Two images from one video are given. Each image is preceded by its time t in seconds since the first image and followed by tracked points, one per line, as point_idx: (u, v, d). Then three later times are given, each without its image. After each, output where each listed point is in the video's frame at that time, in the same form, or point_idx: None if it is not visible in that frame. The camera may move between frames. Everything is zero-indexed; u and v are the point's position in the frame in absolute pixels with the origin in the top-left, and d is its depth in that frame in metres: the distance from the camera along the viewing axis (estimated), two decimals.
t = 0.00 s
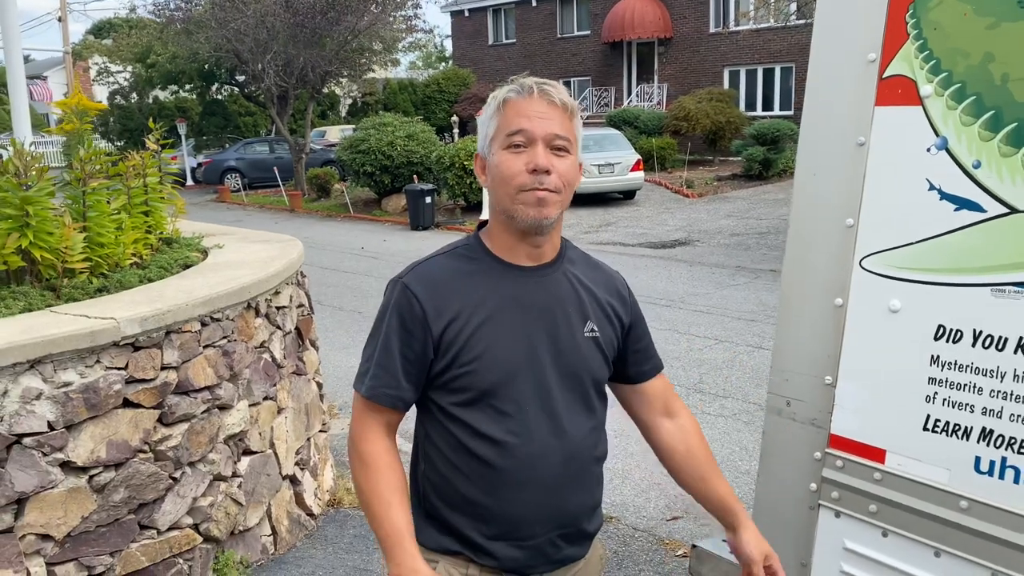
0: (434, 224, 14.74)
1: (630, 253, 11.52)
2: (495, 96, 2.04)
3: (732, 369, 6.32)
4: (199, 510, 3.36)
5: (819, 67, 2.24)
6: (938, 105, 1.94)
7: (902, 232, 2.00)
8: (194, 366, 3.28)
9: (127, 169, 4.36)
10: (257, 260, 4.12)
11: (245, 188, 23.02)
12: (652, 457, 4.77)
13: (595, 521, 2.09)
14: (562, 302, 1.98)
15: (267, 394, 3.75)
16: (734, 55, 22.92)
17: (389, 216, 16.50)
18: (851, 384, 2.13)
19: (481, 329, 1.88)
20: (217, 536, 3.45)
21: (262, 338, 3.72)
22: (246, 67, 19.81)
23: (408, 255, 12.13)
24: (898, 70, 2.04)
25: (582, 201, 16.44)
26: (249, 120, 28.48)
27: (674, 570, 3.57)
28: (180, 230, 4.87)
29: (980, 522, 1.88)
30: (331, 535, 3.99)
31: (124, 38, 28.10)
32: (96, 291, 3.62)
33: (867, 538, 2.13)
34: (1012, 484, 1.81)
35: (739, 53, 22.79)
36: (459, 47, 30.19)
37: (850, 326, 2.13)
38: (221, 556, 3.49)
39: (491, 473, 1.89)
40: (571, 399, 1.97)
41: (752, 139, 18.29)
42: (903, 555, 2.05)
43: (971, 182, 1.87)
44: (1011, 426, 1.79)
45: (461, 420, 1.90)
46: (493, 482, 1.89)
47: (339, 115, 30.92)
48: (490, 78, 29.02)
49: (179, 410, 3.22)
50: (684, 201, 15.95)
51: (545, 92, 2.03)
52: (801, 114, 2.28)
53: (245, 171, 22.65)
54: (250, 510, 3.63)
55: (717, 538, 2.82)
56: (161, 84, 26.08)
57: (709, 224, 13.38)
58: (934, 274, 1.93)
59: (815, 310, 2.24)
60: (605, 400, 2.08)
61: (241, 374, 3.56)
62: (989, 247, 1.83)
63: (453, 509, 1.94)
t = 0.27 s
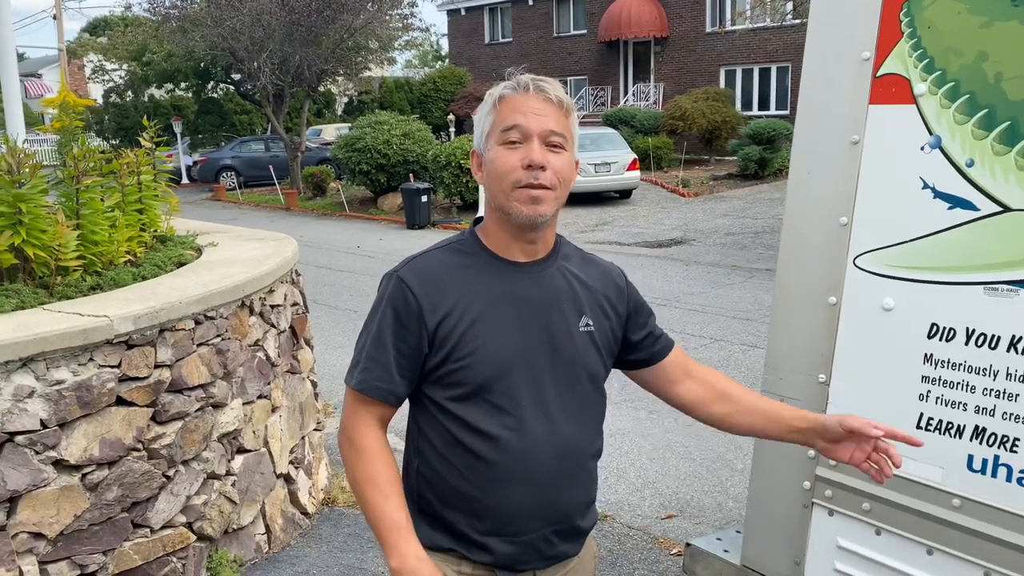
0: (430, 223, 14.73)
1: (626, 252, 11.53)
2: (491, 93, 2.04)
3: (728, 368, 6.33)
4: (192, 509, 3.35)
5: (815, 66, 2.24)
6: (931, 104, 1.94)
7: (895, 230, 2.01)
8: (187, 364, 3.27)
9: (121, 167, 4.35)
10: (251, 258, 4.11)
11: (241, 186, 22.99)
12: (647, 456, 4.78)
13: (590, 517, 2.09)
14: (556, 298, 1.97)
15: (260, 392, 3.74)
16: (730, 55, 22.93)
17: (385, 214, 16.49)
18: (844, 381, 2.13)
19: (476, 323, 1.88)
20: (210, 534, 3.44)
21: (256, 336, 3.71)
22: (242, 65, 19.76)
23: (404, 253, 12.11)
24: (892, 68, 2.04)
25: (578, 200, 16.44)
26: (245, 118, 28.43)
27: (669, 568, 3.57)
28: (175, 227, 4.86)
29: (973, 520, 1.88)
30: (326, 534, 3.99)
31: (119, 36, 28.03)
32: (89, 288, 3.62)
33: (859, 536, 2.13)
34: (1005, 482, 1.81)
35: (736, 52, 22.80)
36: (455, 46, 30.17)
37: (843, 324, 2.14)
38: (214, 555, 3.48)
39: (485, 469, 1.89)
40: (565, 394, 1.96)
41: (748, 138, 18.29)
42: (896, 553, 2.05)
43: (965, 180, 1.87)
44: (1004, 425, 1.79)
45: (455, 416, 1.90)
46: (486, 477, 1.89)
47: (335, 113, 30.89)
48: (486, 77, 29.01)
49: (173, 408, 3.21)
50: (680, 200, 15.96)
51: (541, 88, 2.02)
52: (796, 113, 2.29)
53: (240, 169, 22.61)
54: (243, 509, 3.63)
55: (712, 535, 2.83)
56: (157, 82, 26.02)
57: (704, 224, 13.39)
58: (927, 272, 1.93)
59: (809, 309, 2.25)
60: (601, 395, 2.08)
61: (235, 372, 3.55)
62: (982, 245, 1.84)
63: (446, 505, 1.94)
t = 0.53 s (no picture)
0: (423, 223, 14.72)
1: (620, 252, 11.54)
2: (497, 94, 2.04)
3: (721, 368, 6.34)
4: (185, 509, 3.34)
5: (809, 68, 2.25)
6: (924, 105, 1.94)
7: (888, 231, 2.01)
8: (180, 365, 3.26)
9: (114, 167, 4.33)
10: (245, 258, 4.10)
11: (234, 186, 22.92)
12: (641, 456, 4.78)
13: (588, 517, 2.09)
14: (557, 299, 1.97)
15: (253, 393, 3.73)
16: (724, 55, 22.98)
17: (378, 214, 16.47)
18: (838, 381, 2.14)
19: (475, 324, 1.87)
20: (203, 535, 3.43)
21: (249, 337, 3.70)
22: (235, 64, 19.71)
23: (398, 253, 12.10)
24: (885, 70, 2.04)
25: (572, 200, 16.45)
26: (238, 118, 28.35)
27: (662, 568, 3.57)
28: (167, 227, 4.84)
29: (965, 519, 1.89)
30: (319, 535, 3.98)
31: (112, 35, 27.93)
32: (82, 288, 3.60)
33: (853, 536, 2.14)
34: (997, 482, 1.82)
35: (729, 53, 22.85)
36: (449, 46, 30.15)
37: (837, 325, 2.14)
38: (207, 556, 3.47)
39: (483, 468, 1.89)
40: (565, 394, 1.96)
41: (742, 139, 18.33)
42: (889, 553, 2.06)
43: (958, 182, 1.88)
44: (996, 425, 1.79)
45: (454, 416, 1.90)
46: (484, 476, 1.89)
47: (328, 113, 30.84)
48: (480, 77, 29.00)
49: (166, 408, 3.20)
50: (674, 201, 15.98)
51: (547, 91, 2.02)
52: (790, 114, 2.30)
53: (233, 168, 22.55)
54: (236, 509, 3.62)
55: (706, 535, 2.83)
56: (150, 81, 25.93)
57: (698, 224, 13.41)
58: (920, 273, 1.93)
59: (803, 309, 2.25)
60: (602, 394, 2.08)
61: (227, 372, 3.54)
62: (975, 246, 1.84)
63: (444, 504, 1.94)
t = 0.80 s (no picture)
0: (416, 224, 14.71)
1: (613, 254, 11.56)
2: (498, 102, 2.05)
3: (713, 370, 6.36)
4: (178, 513, 3.33)
5: (800, 74, 2.26)
6: (916, 111, 1.96)
7: (880, 236, 2.02)
8: (173, 368, 3.25)
9: (106, 169, 4.31)
10: (237, 261, 4.09)
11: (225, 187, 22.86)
12: (633, 458, 4.79)
13: (585, 522, 2.10)
14: (554, 305, 1.98)
15: (247, 396, 3.72)
16: (715, 58, 23.06)
17: (371, 216, 16.45)
18: (831, 384, 2.15)
19: (472, 328, 1.88)
20: (195, 538, 3.42)
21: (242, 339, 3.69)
22: (227, 65, 19.66)
23: (390, 255, 12.09)
24: (876, 76, 2.06)
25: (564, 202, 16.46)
26: (230, 119, 28.27)
27: (656, 570, 3.59)
28: (160, 229, 4.83)
29: (957, 523, 1.90)
30: (312, 538, 3.97)
31: (103, 36, 27.82)
32: (74, 291, 3.59)
33: (845, 538, 2.15)
34: (988, 485, 1.83)
35: (720, 55, 22.93)
36: (441, 48, 30.15)
37: (829, 329, 2.15)
38: (200, 559, 3.46)
39: (480, 472, 1.89)
40: (561, 400, 1.97)
41: (733, 141, 18.39)
42: (881, 556, 2.07)
43: (949, 187, 1.89)
44: (987, 428, 1.81)
45: (450, 420, 1.91)
46: (481, 481, 1.90)
47: (320, 114, 30.80)
48: (472, 78, 29.01)
49: (159, 412, 3.19)
50: (666, 202, 16.03)
51: (549, 101, 2.02)
52: (782, 119, 2.30)
53: (225, 170, 22.48)
54: (229, 513, 3.61)
55: (698, 538, 2.84)
56: (141, 82, 25.84)
57: (690, 226, 13.45)
58: (912, 278, 1.95)
59: (794, 313, 2.26)
60: (599, 399, 2.08)
61: (220, 375, 3.53)
62: (967, 251, 1.86)
63: (440, 507, 1.94)
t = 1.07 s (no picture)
0: (407, 226, 14.70)
1: (604, 256, 11.58)
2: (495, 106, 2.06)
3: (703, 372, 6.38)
4: (168, 516, 3.33)
5: (788, 78, 2.27)
6: (903, 115, 1.97)
7: (868, 239, 2.04)
8: (163, 370, 3.25)
9: (96, 171, 4.30)
10: (228, 263, 4.08)
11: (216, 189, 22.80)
12: (624, 460, 4.80)
13: (576, 523, 2.10)
14: (546, 307, 1.99)
15: (237, 398, 3.72)
16: (706, 61, 23.14)
17: (362, 217, 16.44)
18: (820, 387, 2.16)
19: (465, 330, 1.89)
20: (186, 541, 3.41)
21: (233, 341, 3.68)
22: (218, 66, 19.62)
23: (382, 257, 12.08)
24: (864, 80, 2.08)
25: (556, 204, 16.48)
26: (221, 120, 28.19)
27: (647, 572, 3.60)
28: (150, 231, 4.82)
29: (944, 524, 1.92)
30: (303, 540, 3.97)
31: (93, 37, 27.73)
32: (64, 294, 3.58)
33: (834, 540, 2.17)
34: (975, 486, 1.85)
35: (711, 58, 23.02)
36: (433, 50, 30.15)
37: (818, 332, 2.17)
38: (190, 562, 3.45)
39: (473, 472, 1.90)
40: (553, 401, 1.98)
41: (724, 144, 18.45)
42: (870, 556, 2.08)
43: (936, 192, 1.91)
44: (974, 430, 1.83)
45: (443, 421, 1.91)
46: (474, 481, 1.90)
47: (311, 116, 30.76)
48: (464, 81, 29.03)
49: (149, 414, 3.19)
50: (657, 205, 16.07)
51: (545, 107, 2.04)
52: (771, 122, 2.32)
53: (216, 171, 22.41)
54: (220, 516, 3.60)
55: (689, 539, 2.85)
56: (131, 83, 25.75)
57: (680, 228, 13.50)
58: (900, 281, 1.96)
59: (783, 315, 2.27)
60: (590, 401, 2.09)
61: (211, 378, 3.53)
62: (954, 254, 1.88)
63: (432, 509, 1.95)
